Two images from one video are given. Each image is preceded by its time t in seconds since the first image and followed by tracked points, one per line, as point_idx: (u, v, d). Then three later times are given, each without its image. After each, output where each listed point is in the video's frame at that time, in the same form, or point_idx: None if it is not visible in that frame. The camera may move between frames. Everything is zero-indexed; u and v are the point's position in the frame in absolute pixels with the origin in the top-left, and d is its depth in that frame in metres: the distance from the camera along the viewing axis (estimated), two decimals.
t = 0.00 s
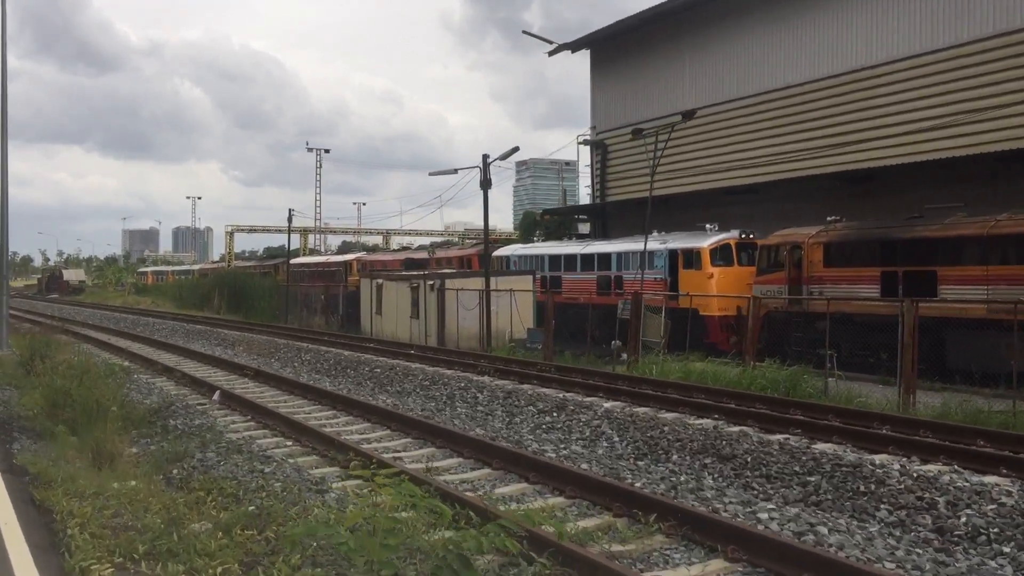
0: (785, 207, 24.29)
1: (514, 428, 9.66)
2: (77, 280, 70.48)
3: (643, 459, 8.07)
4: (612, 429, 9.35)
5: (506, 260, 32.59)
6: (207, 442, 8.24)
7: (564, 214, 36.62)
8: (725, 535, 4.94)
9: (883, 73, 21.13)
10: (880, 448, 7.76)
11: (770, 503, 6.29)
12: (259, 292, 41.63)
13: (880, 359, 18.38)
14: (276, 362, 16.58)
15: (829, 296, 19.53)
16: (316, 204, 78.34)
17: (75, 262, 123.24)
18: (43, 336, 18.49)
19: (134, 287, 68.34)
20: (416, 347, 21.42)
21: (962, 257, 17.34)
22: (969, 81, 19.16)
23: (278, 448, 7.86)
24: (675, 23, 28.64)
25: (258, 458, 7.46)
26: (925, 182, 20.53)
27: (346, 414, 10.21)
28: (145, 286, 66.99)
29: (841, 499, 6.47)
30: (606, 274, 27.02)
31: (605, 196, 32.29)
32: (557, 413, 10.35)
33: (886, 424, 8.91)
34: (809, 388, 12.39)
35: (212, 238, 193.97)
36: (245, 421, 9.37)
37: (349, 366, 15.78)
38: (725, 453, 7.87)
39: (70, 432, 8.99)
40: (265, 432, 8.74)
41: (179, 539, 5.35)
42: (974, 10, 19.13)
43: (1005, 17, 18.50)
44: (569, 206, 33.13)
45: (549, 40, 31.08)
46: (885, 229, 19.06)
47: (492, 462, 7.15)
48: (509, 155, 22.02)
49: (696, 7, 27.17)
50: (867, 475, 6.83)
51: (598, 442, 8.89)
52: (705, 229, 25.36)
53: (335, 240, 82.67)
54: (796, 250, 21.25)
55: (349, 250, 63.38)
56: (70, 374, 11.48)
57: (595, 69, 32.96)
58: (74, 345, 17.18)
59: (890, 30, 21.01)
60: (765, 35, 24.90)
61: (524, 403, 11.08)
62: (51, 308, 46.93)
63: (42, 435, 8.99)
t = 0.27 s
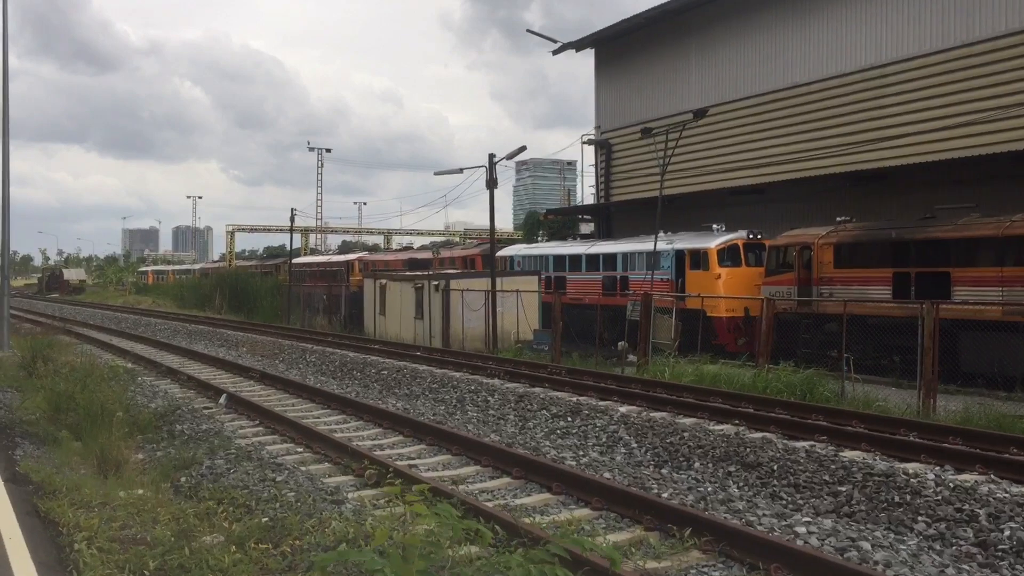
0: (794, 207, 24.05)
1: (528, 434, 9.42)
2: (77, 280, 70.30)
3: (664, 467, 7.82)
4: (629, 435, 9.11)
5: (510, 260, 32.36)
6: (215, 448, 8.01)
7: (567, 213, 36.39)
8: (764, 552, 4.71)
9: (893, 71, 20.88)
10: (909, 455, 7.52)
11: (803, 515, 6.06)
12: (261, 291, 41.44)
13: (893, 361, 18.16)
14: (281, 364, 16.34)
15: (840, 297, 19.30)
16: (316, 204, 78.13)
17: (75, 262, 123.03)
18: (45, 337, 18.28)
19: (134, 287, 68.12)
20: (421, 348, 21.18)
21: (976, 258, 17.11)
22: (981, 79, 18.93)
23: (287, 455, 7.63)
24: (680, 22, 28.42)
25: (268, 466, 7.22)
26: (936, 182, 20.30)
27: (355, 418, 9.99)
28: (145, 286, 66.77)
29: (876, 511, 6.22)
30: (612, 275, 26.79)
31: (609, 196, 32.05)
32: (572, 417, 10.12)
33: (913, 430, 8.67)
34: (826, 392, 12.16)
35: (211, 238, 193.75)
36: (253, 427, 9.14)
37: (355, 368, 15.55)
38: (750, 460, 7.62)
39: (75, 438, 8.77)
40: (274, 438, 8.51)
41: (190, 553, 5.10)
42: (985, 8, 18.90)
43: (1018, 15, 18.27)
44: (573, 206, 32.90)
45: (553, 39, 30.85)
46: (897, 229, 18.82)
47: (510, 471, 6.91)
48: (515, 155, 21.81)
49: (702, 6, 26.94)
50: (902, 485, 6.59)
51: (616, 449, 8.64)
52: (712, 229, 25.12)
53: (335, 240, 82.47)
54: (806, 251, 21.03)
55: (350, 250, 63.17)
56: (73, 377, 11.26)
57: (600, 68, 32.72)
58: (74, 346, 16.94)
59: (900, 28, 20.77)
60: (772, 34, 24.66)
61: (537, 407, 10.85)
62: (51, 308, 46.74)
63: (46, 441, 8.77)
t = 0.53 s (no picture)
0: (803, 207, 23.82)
1: (546, 439, 9.18)
2: (77, 281, 70.05)
3: (691, 474, 7.59)
4: (651, 440, 8.88)
5: (515, 261, 32.14)
6: (228, 454, 7.78)
7: (573, 213, 36.18)
8: (815, 567, 4.48)
9: (905, 70, 20.64)
10: (944, 462, 7.28)
11: (843, 526, 5.84)
12: (263, 292, 41.19)
13: (906, 363, 17.92)
14: (288, 366, 16.13)
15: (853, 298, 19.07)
16: (317, 204, 77.94)
17: (75, 262, 122.84)
18: (48, 339, 18.05)
19: (136, 287, 67.94)
20: (428, 350, 20.96)
21: (991, 259, 16.88)
22: (995, 78, 18.70)
23: (303, 461, 7.40)
24: (687, 21, 28.18)
25: (283, 473, 6.98)
26: (949, 182, 20.06)
27: (369, 422, 9.76)
28: (147, 286, 66.59)
29: (917, 520, 6.00)
30: (618, 275, 26.57)
31: (615, 196, 31.81)
32: (590, 421, 9.89)
33: (944, 436, 8.43)
34: (845, 395, 11.91)
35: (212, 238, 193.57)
36: (265, 431, 8.91)
37: (363, 370, 15.31)
38: (780, 467, 7.40)
39: (83, 443, 8.54)
40: (288, 443, 8.27)
41: (208, 566, 4.88)
42: (998, 6, 18.67)
43: None
44: (578, 206, 32.67)
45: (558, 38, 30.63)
46: (910, 230, 18.60)
47: (534, 479, 6.67)
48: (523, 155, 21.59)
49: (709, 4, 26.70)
50: (942, 495, 6.37)
51: (638, 454, 8.41)
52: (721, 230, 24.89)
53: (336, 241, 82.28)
54: (817, 252, 20.80)
55: (351, 251, 62.97)
56: (79, 380, 11.04)
57: (605, 68, 32.47)
58: (78, 347, 16.73)
59: (911, 26, 20.52)
60: (779, 32, 24.41)
61: (553, 411, 10.62)
62: (51, 309, 46.50)
63: (53, 447, 8.54)
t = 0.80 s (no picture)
0: (812, 205, 23.57)
1: (563, 442, 8.97)
2: (80, 281, 69.89)
3: (717, 479, 7.37)
4: (671, 443, 8.65)
5: (520, 260, 31.92)
6: (239, 459, 7.56)
7: (578, 212, 35.97)
8: None
9: (917, 66, 20.39)
10: (978, 466, 7.06)
11: (882, 536, 5.61)
12: (267, 292, 41.00)
13: (919, 363, 17.70)
14: (295, 367, 15.92)
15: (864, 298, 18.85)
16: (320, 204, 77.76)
17: (77, 262, 122.65)
18: (52, 340, 17.85)
19: (138, 287, 67.76)
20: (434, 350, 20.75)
21: (1006, 257, 16.65)
22: (1008, 74, 18.46)
23: (316, 467, 7.19)
24: (694, 18, 27.94)
25: (297, 479, 6.76)
26: (961, 180, 19.83)
27: (380, 425, 9.53)
28: (149, 286, 66.42)
29: (957, 529, 5.78)
30: (625, 275, 26.35)
31: (621, 195, 31.58)
32: (607, 424, 9.66)
33: (975, 439, 8.20)
34: (864, 396, 11.68)
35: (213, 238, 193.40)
36: (276, 435, 8.68)
37: (371, 371, 15.09)
38: (809, 472, 7.17)
39: (90, 448, 8.33)
40: (300, 447, 8.04)
41: None
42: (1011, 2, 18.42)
43: None
44: (584, 205, 32.45)
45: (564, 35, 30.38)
46: (923, 228, 18.37)
47: (558, 486, 6.46)
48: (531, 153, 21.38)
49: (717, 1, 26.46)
50: (982, 502, 6.15)
51: (659, 458, 8.19)
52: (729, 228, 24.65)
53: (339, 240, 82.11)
54: (828, 250, 20.54)
55: (354, 250, 62.77)
56: (85, 382, 10.83)
57: (610, 66, 32.23)
58: (82, 348, 16.52)
59: (923, 22, 20.27)
60: (787, 29, 24.16)
61: (568, 413, 10.39)
62: (54, 308, 46.34)
63: (60, 452, 8.33)
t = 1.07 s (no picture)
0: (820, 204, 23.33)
1: (577, 445, 8.74)
2: (81, 281, 69.63)
3: (738, 484, 7.14)
4: (689, 447, 8.41)
5: (525, 259, 31.69)
6: (246, 463, 7.35)
7: (582, 211, 35.75)
8: None
9: (926, 63, 20.15)
10: (1010, 471, 6.83)
11: (918, 544, 5.39)
12: (268, 291, 40.77)
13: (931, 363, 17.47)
14: (299, 367, 15.70)
15: (876, 297, 18.61)
16: (321, 204, 77.56)
17: (78, 261, 122.45)
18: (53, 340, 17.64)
19: (139, 287, 67.54)
20: (440, 350, 20.53)
21: (1021, 256, 16.43)
22: (1019, 71, 18.23)
23: (326, 471, 6.96)
24: (700, 16, 27.72)
25: (306, 485, 6.54)
26: (973, 178, 19.60)
27: (388, 426, 9.30)
28: (150, 286, 66.18)
29: (995, 536, 5.56)
30: (631, 274, 26.13)
31: (625, 194, 31.35)
32: (622, 426, 9.43)
33: (1002, 443, 7.97)
34: (882, 397, 11.46)
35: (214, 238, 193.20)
36: (283, 438, 8.45)
37: (377, 372, 14.86)
38: (835, 477, 6.94)
39: (93, 452, 8.11)
40: (308, 451, 7.81)
41: None
42: None
43: None
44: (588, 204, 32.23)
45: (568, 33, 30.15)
46: (936, 226, 18.14)
47: (577, 491, 6.23)
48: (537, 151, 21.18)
49: None
50: (1019, 509, 5.92)
51: (677, 462, 7.96)
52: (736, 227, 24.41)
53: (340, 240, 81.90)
54: (838, 249, 20.30)
55: (355, 250, 62.54)
56: (86, 383, 10.61)
57: (615, 64, 32.02)
58: (83, 348, 16.30)
59: (934, 19, 20.05)
60: (794, 26, 23.94)
61: (580, 416, 10.16)
62: (54, 308, 46.11)
63: (61, 455, 8.10)
